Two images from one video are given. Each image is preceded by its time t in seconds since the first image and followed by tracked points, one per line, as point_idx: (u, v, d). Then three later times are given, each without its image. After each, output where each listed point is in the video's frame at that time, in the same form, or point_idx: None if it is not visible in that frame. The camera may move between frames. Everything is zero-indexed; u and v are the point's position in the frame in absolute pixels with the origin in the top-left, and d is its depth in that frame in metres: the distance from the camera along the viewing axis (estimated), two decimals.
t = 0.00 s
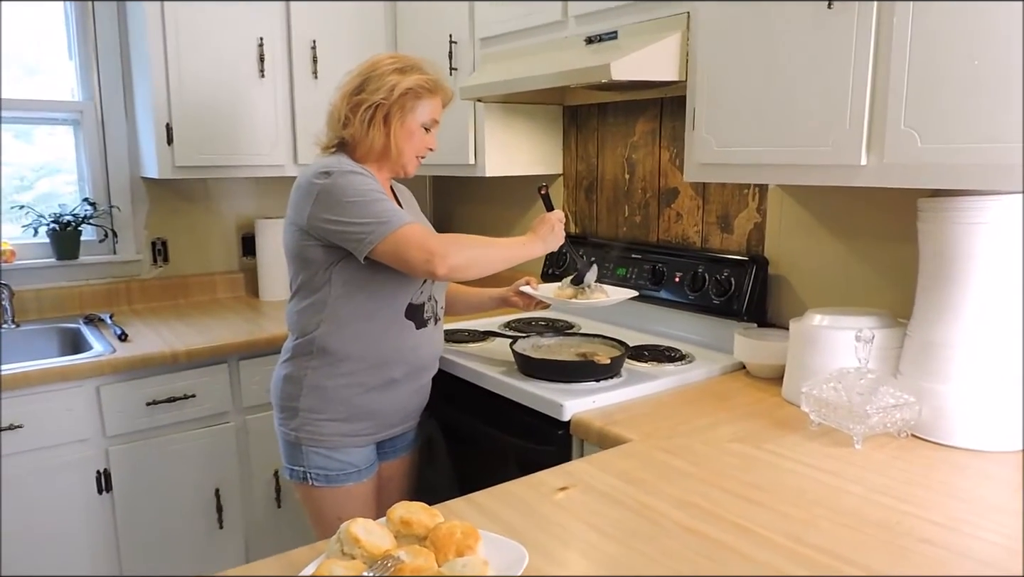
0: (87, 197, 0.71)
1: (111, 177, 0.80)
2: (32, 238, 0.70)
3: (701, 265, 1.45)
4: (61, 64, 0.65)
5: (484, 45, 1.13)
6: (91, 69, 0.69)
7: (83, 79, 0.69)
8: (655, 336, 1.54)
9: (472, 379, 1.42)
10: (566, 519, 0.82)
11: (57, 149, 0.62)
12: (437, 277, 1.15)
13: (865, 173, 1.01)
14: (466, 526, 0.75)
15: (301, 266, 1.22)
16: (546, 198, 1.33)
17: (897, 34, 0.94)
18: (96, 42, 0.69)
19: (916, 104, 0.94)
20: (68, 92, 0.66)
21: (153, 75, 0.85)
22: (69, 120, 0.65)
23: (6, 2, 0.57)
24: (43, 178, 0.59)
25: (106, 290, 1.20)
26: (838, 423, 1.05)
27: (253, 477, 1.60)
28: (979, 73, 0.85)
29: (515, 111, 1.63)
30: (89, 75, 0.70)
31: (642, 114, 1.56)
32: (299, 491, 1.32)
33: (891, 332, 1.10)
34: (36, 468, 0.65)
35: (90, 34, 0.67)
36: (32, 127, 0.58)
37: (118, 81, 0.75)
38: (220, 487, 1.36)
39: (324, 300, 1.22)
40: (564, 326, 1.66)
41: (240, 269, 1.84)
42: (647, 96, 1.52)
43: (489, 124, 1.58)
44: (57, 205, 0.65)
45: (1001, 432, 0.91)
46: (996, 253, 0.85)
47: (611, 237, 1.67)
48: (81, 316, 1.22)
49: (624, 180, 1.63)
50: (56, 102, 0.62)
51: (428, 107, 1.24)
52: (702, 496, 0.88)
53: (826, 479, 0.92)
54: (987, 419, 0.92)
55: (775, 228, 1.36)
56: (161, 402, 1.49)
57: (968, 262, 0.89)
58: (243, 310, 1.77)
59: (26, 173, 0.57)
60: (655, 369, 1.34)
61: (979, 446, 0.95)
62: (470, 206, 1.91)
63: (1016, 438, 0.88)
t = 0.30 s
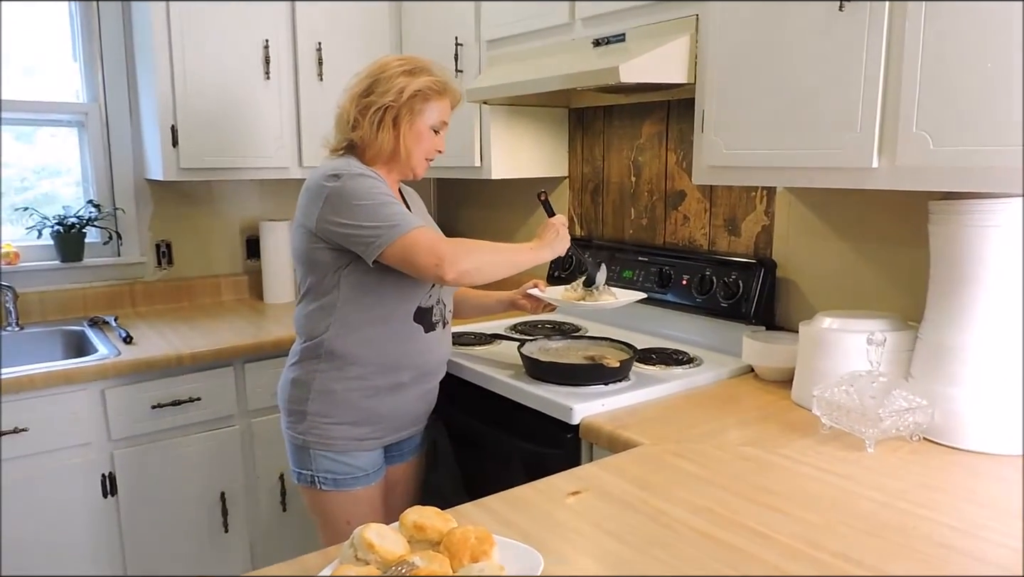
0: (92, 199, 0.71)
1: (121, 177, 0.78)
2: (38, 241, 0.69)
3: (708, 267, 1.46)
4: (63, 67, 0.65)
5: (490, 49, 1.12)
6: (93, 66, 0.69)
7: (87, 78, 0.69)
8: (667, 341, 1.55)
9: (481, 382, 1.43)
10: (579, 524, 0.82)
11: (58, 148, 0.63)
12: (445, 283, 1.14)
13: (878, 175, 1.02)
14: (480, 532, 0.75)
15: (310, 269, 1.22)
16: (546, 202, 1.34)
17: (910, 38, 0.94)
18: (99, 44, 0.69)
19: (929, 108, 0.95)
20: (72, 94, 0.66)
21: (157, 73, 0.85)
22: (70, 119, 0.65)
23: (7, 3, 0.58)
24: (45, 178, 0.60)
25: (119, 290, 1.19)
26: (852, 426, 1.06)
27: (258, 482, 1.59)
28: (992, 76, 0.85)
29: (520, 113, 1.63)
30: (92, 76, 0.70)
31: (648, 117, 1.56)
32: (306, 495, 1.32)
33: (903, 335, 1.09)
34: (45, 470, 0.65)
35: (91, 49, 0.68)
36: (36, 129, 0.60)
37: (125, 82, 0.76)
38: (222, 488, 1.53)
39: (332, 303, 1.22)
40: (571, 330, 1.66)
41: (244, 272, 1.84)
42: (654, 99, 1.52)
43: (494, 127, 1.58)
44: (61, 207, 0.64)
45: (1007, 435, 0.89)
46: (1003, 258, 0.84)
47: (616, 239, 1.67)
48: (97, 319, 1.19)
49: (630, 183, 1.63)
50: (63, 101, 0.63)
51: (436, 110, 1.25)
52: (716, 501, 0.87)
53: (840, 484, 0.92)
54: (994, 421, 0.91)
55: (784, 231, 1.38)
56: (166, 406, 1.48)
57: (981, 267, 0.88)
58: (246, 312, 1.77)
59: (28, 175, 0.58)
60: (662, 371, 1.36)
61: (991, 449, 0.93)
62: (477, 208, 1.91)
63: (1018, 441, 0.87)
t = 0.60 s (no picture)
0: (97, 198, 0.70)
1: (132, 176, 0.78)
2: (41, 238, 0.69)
3: (715, 270, 1.47)
4: (69, 67, 0.65)
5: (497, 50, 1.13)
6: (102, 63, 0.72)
7: (95, 77, 0.71)
8: (676, 343, 1.62)
9: (487, 384, 1.43)
10: (588, 526, 0.81)
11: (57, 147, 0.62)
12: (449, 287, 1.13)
13: (891, 178, 1.04)
14: (489, 534, 0.74)
15: (317, 269, 1.22)
16: (537, 214, 1.37)
17: (921, 41, 0.95)
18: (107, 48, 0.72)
19: (940, 112, 0.96)
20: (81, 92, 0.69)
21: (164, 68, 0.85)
22: (80, 118, 0.68)
23: (6, 3, 0.57)
24: (48, 178, 0.59)
25: (126, 288, 1.17)
26: (862, 431, 1.06)
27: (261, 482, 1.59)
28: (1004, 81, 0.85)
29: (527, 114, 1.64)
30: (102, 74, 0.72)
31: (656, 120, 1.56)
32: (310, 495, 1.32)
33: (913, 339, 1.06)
34: (52, 467, 0.65)
35: (98, 49, 0.71)
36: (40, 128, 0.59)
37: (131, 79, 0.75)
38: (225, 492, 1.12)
39: (338, 304, 1.21)
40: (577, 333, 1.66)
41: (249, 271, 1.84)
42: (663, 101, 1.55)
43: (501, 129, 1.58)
44: (68, 206, 0.63)
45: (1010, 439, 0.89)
46: (1010, 265, 0.84)
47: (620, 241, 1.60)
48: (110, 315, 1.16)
49: (636, 185, 1.54)
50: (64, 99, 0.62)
51: (447, 110, 1.27)
52: (725, 503, 0.87)
53: (848, 488, 0.92)
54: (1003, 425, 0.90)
55: (791, 239, 1.36)
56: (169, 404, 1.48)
57: (992, 272, 0.87)
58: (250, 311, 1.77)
59: (30, 174, 0.58)
60: (669, 375, 1.37)
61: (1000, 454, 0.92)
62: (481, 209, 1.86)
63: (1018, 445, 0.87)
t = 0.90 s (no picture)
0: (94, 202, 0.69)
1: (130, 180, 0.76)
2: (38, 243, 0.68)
3: (716, 273, 1.48)
4: (66, 70, 0.64)
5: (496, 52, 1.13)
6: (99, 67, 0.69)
7: (91, 77, 0.69)
8: (674, 346, 1.60)
9: (487, 388, 1.42)
10: (590, 531, 0.81)
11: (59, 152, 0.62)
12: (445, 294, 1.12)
13: (891, 180, 1.03)
14: (491, 540, 0.74)
15: (316, 273, 1.21)
16: (526, 227, 1.41)
17: (922, 43, 0.95)
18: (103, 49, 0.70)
19: (942, 114, 0.96)
20: (78, 95, 0.66)
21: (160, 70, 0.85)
22: (76, 122, 0.66)
23: (6, 3, 0.57)
24: (47, 183, 0.58)
25: (124, 293, 1.17)
26: (864, 434, 1.06)
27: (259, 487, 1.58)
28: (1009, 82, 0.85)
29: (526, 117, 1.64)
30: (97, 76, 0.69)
31: (655, 122, 1.56)
32: (309, 501, 1.31)
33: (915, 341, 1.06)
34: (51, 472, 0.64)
35: (95, 50, 0.70)
36: (38, 131, 0.57)
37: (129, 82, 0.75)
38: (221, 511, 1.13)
39: (337, 308, 1.21)
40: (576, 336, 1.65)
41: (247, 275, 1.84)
42: (660, 105, 1.54)
43: (500, 132, 1.58)
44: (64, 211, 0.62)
45: (1010, 442, 0.88)
46: (1009, 266, 0.82)
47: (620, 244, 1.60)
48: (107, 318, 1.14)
49: (634, 188, 1.57)
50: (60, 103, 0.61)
51: (445, 110, 1.26)
52: (728, 508, 0.86)
53: (851, 491, 0.91)
54: (1003, 429, 0.89)
55: (790, 236, 1.40)
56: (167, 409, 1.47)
57: (990, 277, 0.87)
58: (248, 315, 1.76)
59: (28, 178, 0.57)
60: (670, 378, 1.37)
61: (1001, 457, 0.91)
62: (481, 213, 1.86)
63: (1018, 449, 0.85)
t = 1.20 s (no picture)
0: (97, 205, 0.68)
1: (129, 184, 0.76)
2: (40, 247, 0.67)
3: (719, 275, 1.48)
4: (70, 71, 0.63)
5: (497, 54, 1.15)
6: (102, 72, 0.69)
7: (94, 82, 0.68)
8: (673, 347, 1.62)
9: (490, 390, 1.42)
10: (594, 533, 0.80)
11: (62, 156, 0.61)
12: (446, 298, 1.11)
13: (897, 181, 1.03)
14: (494, 543, 0.73)
15: (318, 275, 1.21)
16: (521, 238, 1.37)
17: (927, 42, 0.94)
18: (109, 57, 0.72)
19: (947, 114, 0.95)
20: (79, 98, 0.66)
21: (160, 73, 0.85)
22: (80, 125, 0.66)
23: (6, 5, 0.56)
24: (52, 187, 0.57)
25: (127, 295, 1.17)
26: (869, 436, 1.05)
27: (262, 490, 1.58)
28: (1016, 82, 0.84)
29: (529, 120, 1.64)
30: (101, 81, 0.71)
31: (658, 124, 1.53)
32: (311, 504, 1.30)
33: (922, 343, 1.07)
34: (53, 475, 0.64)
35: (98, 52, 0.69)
36: (40, 136, 0.57)
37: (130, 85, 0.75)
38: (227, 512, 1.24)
39: (340, 310, 1.21)
40: (580, 338, 1.65)
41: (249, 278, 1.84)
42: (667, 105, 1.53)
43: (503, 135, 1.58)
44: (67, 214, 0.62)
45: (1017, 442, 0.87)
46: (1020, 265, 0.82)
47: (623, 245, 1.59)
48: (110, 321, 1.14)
49: (638, 190, 1.51)
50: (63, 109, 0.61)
51: (444, 108, 1.19)
52: (733, 510, 0.86)
53: (857, 494, 0.91)
54: (1010, 430, 0.88)
55: (795, 238, 1.38)
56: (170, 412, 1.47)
57: (999, 278, 0.87)
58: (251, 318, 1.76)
59: (32, 182, 0.56)
60: (674, 381, 1.36)
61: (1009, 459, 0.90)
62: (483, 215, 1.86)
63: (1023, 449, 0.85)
